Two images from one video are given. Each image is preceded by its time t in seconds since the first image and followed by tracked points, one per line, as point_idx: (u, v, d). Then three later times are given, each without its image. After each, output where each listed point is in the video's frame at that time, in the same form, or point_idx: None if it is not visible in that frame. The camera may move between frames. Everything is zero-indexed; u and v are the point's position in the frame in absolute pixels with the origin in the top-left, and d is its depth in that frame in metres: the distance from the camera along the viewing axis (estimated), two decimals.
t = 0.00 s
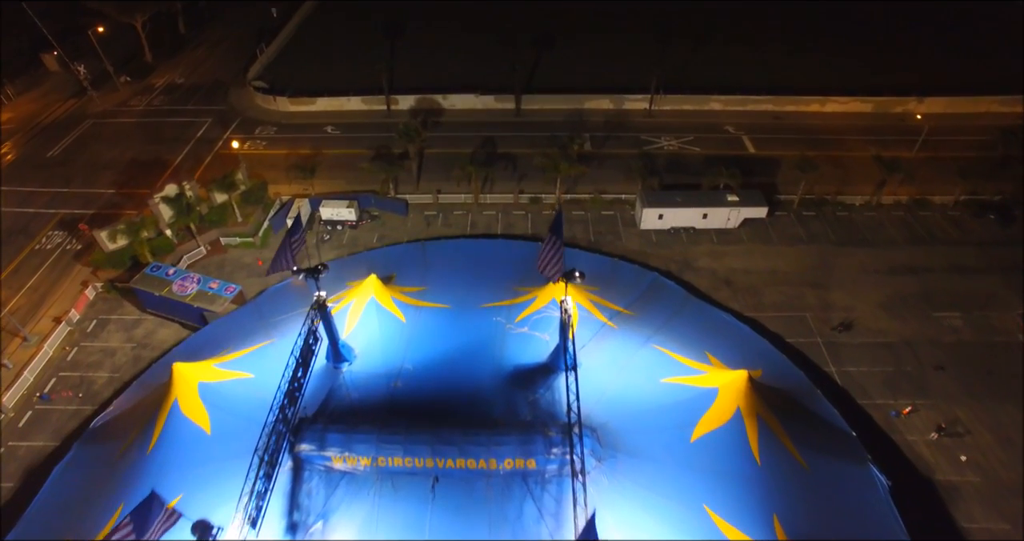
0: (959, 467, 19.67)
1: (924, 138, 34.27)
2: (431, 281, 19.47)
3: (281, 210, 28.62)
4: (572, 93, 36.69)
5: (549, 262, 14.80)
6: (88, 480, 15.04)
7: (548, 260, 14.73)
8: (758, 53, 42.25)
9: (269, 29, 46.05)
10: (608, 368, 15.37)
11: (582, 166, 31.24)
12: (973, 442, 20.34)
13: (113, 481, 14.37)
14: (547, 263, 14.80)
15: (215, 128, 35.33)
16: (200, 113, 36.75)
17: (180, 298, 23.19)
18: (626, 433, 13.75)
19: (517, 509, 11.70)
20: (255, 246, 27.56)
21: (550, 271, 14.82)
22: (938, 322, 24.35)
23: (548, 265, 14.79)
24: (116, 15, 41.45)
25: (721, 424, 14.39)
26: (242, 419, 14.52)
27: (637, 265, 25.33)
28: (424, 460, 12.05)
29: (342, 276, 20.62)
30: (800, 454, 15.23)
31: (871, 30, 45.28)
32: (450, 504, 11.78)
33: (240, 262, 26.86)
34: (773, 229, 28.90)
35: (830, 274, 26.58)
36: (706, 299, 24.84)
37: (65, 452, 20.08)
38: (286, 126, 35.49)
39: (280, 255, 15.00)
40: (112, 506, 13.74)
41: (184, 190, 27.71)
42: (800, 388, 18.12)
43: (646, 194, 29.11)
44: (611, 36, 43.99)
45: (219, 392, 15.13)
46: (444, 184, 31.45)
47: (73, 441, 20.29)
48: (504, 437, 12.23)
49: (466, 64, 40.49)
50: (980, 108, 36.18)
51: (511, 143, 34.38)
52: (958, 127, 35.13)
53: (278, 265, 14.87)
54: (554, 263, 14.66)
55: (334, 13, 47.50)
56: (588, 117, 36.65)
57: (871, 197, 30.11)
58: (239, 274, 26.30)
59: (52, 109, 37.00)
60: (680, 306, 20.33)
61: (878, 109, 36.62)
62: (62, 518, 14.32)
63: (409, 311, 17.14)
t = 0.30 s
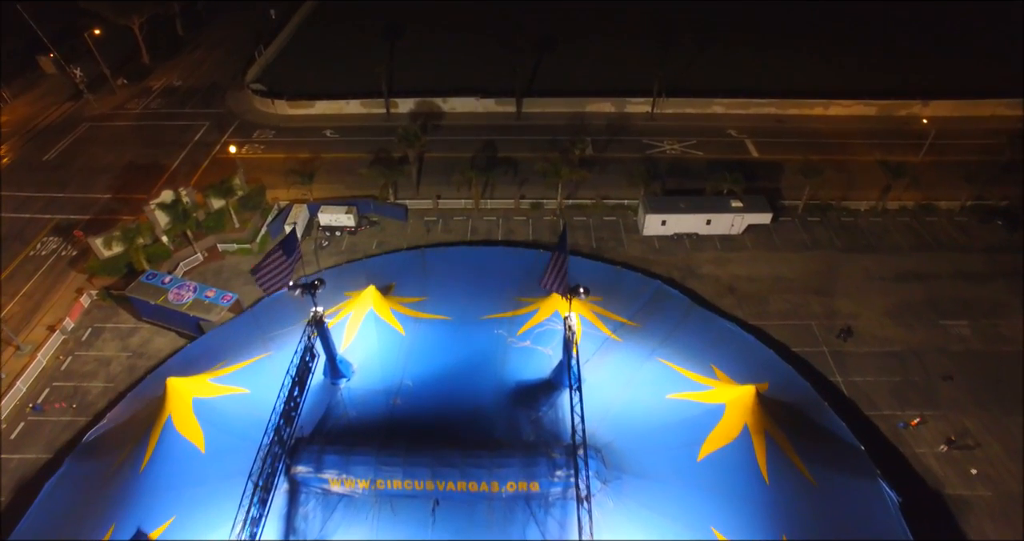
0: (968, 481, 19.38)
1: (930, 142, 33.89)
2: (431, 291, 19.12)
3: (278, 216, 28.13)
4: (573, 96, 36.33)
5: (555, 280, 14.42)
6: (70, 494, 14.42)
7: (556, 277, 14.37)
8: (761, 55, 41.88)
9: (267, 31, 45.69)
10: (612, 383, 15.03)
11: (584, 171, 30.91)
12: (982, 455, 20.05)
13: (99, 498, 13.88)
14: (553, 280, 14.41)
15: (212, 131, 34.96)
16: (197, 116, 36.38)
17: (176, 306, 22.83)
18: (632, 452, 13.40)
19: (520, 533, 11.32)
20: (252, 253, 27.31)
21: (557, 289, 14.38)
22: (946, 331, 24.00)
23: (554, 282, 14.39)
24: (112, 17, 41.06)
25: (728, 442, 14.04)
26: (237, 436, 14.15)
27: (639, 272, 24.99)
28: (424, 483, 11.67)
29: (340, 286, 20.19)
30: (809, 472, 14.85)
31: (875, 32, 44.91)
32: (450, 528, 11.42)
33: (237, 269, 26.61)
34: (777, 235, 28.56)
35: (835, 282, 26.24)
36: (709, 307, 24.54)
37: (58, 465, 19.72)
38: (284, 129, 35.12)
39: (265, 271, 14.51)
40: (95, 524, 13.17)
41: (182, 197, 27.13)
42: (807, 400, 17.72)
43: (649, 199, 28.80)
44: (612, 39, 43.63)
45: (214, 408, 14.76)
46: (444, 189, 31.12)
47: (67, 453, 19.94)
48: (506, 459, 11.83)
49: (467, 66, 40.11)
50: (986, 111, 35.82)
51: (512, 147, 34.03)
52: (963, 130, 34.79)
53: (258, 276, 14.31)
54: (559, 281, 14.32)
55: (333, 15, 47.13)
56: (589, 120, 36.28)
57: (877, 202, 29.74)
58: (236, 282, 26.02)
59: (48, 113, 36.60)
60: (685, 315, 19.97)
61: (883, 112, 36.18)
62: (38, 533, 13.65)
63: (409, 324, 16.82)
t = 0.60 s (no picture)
0: (973, 477, 19.25)
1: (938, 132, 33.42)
2: (431, 286, 18.87)
3: (277, 207, 28.16)
4: (575, 85, 35.81)
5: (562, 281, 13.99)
6: (66, 494, 14.22)
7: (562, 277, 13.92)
8: (765, 43, 41.27)
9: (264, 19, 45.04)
10: (616, 383, 14.84)
11: (585, 162, 30.52)
12: (987, 451, 19.91)
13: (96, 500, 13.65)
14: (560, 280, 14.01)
15: (209, 121, 34.47)
16: (193, 106, 35.87)
17: (173, 300, 22.54)
18: (636, 455, 13.20)
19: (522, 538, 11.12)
20: (250, 244, 27.06)
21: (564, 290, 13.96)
22: (952, 326, 23.77)
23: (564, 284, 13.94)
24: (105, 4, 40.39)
25: (732, 442, 13.82)
26: (236, 438, 13.97)
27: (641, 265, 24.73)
28: (425, 487, 11.42)
29: (339, 280, 19.93)
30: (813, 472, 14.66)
31: (882, 19, 44.23)
32: (451, 533, 11.22)
33: (234, 262, 26.36)
34: (781, 227, 28.26)
35: (840, 275, 25.99)
36: (712, 301, 24.31)
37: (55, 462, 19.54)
38: (282, 118, 34.62)
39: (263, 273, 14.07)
40: (91, 526, 12.97)
41: (178, 187, 26.92)
42: (811, 398, 17.50)
43: (652, 190, 28.49)
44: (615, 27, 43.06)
45: (210, 408, 14.53)
46: (444, 180, 30.76)
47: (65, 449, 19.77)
48: (508, 461, 11.54)
49: (467, 55, 39.55)
50: (994, 100, 35.31)
51: (513, 137, 33.59)
52: (971, 120, 34.33)
53: (252, 276, 13.82)
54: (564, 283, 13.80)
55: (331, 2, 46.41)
56: (591, 110, 35.78)
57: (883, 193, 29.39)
58: (233, 275, 25.79)
59: (41, 103, 36.08)
60: (688, 311, 19.74)
61: (889, 100, 35.70)
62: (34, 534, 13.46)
63: (409, 321, 16.58)
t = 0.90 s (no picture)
0: (975, 463, 19.22)
1: (947, 111, 32.79)
2: (431, 271, 18.57)
3: (274, 189, 27.80)
4: (578, 62, 35.03)
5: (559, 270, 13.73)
6: (62, 483, 14.04)
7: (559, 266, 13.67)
8: (772, 18, 40.33)
9: None
10: (619, 372, 14.64)
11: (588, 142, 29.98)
12: (990, 436, 19.86)
13: (93, 491, 13.49)
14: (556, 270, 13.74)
15: (203, 99, 33.79)
16: (187, 83, 35.14)
17: (169, 284, 22.28)
18: (639, 447, 13.06)
19: (524, 534, 10.99)
20: (247, 226, 26.74)
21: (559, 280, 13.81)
22: (957, 309, 23.56)
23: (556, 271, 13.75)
24: None
25: (736, 433, 13.68)
26: (235, 430, 13.83)
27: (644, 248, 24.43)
28: (426, 481, 11.28)
29: (337, 265, 19.62)
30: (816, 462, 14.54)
31: None
32: (452, 528, 11.12)
33: (232, 244, 26.01)
34: (786, 209, 27.87)
35: (845, 259, 25.67)
36: (715, 284, 24.06)
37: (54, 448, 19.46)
38: (278, 96, 33.93)
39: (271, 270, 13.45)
40: (91, 518, 12.88)
41: (173, 168, 26.54)
42: (816, 385, 17.32)
43: (655, 171, 28.02)
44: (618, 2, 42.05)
45: (208, 398, 14.35)
46: (444, 160, 30.26)
47: (64, 434, 19.69)
48: (510, 457, 11.46)
49: (467, 31, 38.67)
50: (1006, 78, 34.60)
51: (514, 115, 32.95)
52: (981, 98, 33.67)
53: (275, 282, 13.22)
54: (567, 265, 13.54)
55: None
56: (593, 87, 35.07)
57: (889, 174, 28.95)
58: (231, 257, 25.48)
59: (32, 80, 35.32)
60: (691, 296, 19.49)
61: (898, 78, 34.99)
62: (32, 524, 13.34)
63: (409, 308, 16.33)
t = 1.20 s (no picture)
0: (976, 445, 19.25)
1: (958, 84, 32.06)
2: (431, 252, 18.24)
3: (270, 165, 27.31)
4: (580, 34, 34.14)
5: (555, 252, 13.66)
6: (56, 467, 13.78)
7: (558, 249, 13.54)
8: None
9: None
10: (623, 359, 14.46)
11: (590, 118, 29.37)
12: (992, 419, 19.86)
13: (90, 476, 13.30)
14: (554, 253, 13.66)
15: (196, 73, 33.01)
16: (179, 56, 34.29)
17: (166, 265, 21.99)
18: (642, 436, 12.94)
19: (527, 525, 10.98)
20: (244, 204, 26.29)
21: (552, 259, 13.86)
22: (963, 290, 23.36)
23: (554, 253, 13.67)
24: None
25: (741, 421, 13.55)
26: (233, 417, 13.63)
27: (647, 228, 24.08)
28: (428, 472, 11.18)
29: (335, 245, 19.27)
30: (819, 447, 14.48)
31: None
32: (454, 519, 11.10)
33: (229, 223, 25.61)
34: (791, 186, 27.42)
35: (850, 238, 25.34)
36: (717, 264, 23.80)
37: (55, 431, 19.44)
38: (273, 69, 33.15)
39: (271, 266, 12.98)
40: (89, 505, 12.71)
41: (166, 145, 26.06)
42: (820, 368, 17.15)
43: (659, 147, 27.52)
44: None
45: (206, 384, 14.14)
46: (444, 135, 29.67)
47: (65, 417, 19.65)
48: (513, 447, 11.30)
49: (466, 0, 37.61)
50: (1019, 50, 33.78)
51: (515, 89, 32.22)
52: (994, 71, 32.90)
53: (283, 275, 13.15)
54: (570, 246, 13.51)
55: None
56: (596, 60, 34.24)
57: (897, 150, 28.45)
58: (228, 236, 25.12)
59: (20, 53, 34.50)
60: (695, 277, 19.20)
61: (908, 50, 34.17)
62: (27, 509, 13.14)
63: (409, 292, 16.07)
